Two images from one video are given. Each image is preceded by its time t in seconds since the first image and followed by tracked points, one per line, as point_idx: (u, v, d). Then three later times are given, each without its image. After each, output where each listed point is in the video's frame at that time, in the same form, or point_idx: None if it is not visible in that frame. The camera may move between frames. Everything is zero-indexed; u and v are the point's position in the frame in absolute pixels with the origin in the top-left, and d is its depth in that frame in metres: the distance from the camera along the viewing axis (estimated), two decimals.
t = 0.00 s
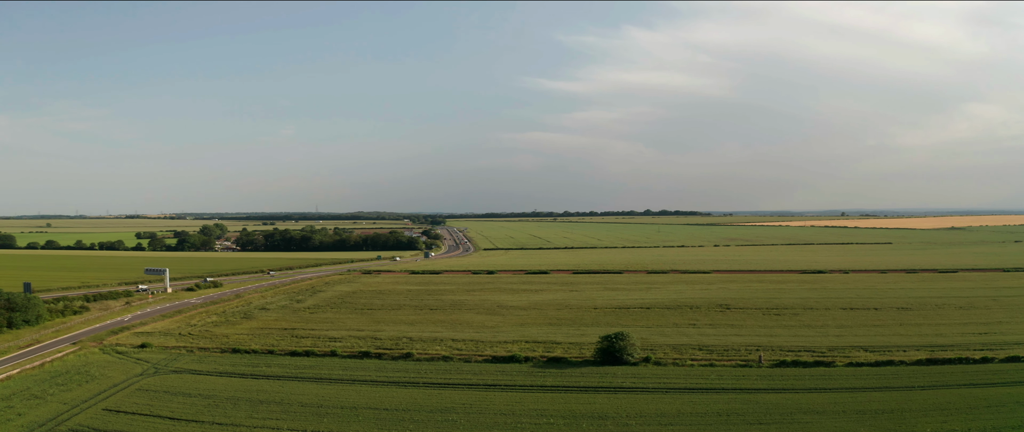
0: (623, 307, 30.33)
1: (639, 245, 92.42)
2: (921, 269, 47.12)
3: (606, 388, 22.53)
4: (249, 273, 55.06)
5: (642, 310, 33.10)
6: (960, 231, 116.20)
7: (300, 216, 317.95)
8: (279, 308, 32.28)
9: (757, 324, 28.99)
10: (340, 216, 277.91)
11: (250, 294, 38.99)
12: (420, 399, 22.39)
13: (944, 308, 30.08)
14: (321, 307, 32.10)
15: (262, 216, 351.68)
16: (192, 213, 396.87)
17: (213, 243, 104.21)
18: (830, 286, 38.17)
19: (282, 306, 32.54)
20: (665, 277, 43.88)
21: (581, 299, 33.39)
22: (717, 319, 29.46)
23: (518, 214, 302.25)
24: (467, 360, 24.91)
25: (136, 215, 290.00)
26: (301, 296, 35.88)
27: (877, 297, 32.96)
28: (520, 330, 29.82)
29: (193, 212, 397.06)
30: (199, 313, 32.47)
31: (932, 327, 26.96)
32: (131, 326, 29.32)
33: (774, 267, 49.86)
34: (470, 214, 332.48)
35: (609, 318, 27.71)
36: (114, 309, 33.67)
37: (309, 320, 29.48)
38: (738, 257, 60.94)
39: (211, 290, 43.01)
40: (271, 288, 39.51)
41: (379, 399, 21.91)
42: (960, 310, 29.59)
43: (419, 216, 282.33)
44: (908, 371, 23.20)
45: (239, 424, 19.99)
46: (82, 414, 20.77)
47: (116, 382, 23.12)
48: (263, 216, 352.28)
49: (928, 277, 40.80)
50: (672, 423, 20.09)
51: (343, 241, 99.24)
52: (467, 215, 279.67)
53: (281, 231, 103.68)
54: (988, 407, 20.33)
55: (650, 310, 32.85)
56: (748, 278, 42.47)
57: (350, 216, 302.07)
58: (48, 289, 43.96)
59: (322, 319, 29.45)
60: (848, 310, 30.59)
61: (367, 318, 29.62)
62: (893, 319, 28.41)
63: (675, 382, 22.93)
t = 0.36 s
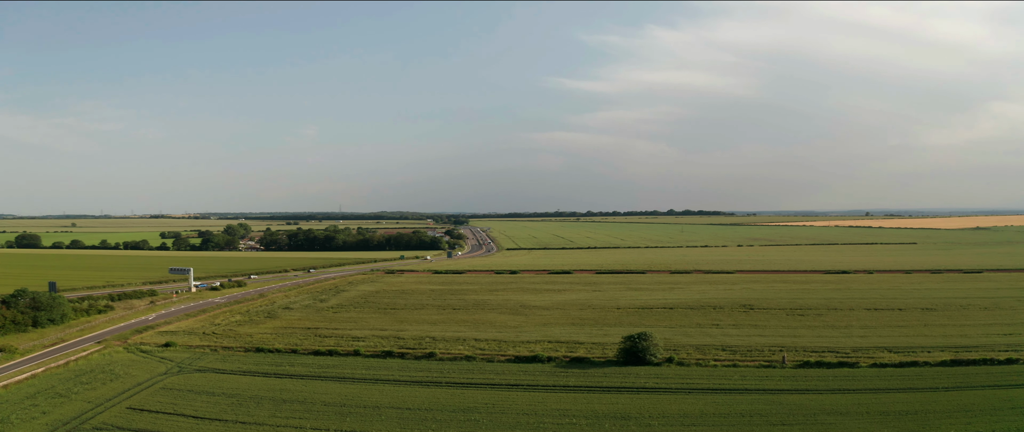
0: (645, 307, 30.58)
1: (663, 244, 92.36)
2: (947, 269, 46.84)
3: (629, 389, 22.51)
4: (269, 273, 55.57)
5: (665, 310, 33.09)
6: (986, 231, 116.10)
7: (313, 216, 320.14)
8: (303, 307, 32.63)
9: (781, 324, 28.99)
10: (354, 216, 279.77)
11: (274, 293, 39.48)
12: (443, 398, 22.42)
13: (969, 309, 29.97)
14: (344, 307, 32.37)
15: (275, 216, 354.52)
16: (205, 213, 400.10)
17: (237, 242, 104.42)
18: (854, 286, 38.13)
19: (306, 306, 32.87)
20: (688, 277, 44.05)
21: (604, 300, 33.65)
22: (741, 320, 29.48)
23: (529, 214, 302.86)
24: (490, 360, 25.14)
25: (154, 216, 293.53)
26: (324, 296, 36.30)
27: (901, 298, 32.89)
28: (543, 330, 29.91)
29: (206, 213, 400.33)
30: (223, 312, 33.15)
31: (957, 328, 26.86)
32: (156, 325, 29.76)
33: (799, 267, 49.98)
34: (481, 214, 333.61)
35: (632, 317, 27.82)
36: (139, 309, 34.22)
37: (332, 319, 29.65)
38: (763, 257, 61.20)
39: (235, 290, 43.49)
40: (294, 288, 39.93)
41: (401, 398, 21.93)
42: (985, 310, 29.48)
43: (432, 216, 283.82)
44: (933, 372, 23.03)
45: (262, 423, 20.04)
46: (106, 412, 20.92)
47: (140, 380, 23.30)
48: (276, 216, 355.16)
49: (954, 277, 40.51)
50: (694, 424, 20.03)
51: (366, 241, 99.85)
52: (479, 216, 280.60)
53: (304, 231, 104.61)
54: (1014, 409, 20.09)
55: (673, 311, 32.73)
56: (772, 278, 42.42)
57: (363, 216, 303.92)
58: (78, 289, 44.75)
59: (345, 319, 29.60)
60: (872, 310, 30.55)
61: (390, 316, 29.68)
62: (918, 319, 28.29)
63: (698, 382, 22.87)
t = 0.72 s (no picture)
0: (667, 308, 30.97)
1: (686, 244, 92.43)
2: (973, 269, 46.62)
3: (652, 389, 22.48)
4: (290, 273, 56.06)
5: (687, 310, 33.13)
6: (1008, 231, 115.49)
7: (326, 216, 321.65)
8: (326, 306, 32.98)
9: (805, 324, 29.00)
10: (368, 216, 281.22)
11: (297, 293, 39.97)
12: (465, 398, 22.45)
13: (995, 309, 29.83)
14: (367, 307, 32.64)
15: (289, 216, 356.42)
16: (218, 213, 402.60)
17: (261, 242, 104.85)
18: (878, 286, 38.03)
19: (329, 305, 33.24)
20: (711, 277, 44.27)
21: (627, 299, 33.85)
22: (765, 321, 29.52)
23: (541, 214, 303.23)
24: (513, 360, 25.24)
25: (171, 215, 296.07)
26: (347, 296, 36.73)
27: (926, 299, 32.75)
28: (565, 330, 29.99)
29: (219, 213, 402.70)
30: (246, 312, 33.54)
31: (983, 328, 26.74)
32: (181, 325, 30.12)
33: (823, 267, 50.10)
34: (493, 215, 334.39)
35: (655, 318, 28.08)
36: (163, 309, 34.69)
37: (355, 319, 29.81)
38: (787, 257, 61.38)
39: (258, 290, 43.98)
40: (317, 288, 40.34)
41: (423, 398, 21.96)
42: (1013, 312, 29.29)
43: (446, 216, 284.78)
44: (958, 373, 22.83)
45: (285, 422, 20.09)
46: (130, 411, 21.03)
47: (164, 379, 23.43)
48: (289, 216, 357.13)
49: (981, 278, 40.20)
50: (717, 425, 19.95)
51: (389, 240, 100.27)
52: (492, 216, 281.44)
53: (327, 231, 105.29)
54: None
55: (696, 311, 32.69)
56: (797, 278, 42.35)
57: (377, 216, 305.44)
58: (107, 288, 45.51)
59: (367, 319, 29.75)
60: (897, 311, 30.47)
61: (413, 316, 29.79)
62: (944, 320, 28.17)
63: (721, 383, 22.83)
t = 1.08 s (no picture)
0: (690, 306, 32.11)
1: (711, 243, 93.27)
2: (999, 269, 46.39)
3: (674, 390, 22.45)
4: (312, 273, 56.62)
5: (711, 310, 33.24)
6: None
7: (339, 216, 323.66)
8: (350, 306, 33.50)
9: (828, 325, 29.02)
10: (382, 216, 283.05)
11: (320, 293, 40.66)
12: (487, 398, 22.45)
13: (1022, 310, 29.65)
14: (389, 306, 32.91)
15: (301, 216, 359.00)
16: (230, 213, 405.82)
17: (284, 242, 105.29)
18: (902, 287, 37.92)
19: (352, 305, 33.78)
20: (735, 277, 44.68)
21: (650, 300, 34.16)
22: (789, 321, 29.61)
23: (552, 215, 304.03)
24: (535, 361, 25.29)
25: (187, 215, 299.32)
26: (370, 295, 37.38)
27: (950, 299, 32.60)
28: (588, 330, 30.02)
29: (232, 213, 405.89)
30: (269, 312, 34.15)
31: (1008, 329, 26.57)
32: (205, 325, 30.70)
33: (845, 267, 50.42)
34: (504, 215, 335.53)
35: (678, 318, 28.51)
36: (186, 309, 35.26)
37: (378, 319, 30.01)
38: (810, 257, 61.64)
39: (281, 289, 44.57)
40: (340, 288, 40.77)
41: (445, 398, 22.00)
42: None
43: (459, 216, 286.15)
44: (982, 375, 22.64)
45: (308, 421, 20.15)
46: (153, 410, 21.16)
47: (187, 378, 23.57)
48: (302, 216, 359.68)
49: (1007, 278, 39.88)
50: (740, 426, 19.87)
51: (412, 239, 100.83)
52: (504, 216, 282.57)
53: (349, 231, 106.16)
54: None
55: (720, 311, 32.75)
56: (820, 278, 42.37)
57: (389, 216, 307.33)
58: (137, 287, 46.32)
59: (390, 319, 29.90)
60: (921, 311, 30.37)
61: (433, 316, 29.94)
62: (968, 321, 28.02)
63: (743, 384, 22.76)
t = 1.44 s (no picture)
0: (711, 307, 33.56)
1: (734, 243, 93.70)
2: None
3: (697, 390, 22.46)
4: (335, 273, 57.34)
5: (733, 310, 33.53)
6: None
7: (353, 216, 325.78)
8: (373, 306, 34.47)
9: (851, 326, 29.11)
10: (398, 216, 285.07)
11: (343, 293, 41.76)
12: (510, 398, 22.52)
13: None
14: (412, 306, 33.41)
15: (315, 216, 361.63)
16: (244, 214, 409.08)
17: (308, 242, 105.44)
18: (926, 287, 37.85)
19: (375, 305, 34.73)
20: (757, 277, 45.61)
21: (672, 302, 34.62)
22: (812, 322, 29.87)
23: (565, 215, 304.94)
24: (557, 360, 25.44)
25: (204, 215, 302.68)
26: (393, 295, 38.56)
27: (974, 299, 32.52)
28: (610, 329, 30.23)
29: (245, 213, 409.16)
30: (292, 311, 35.36)
31: None
32: (229, 324, 31.70)
33: (868, 267, 50.85)
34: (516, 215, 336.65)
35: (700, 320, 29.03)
36: (211, 309, 35.93)
37: (401, 319, 30.34)
38: (833, 257, 61.74)
39: (304, 289, 45.58)
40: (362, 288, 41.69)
41: (467, 397, 22.04)
42: None
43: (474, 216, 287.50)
44: (1007, 376, 22.43)
45: (331, 420, 20.21)
46: (177, 409, 21.26)
47: (210, 377, 23.77)
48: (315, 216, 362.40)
49: None
50: (763, 426, 19.78)
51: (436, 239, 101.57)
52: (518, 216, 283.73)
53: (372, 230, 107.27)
54: None
55: (743, 311, 32.94)
56: (845, 279, 42.51)
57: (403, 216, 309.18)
58: (168, 286, 47.40)
59: (413, 319, 30.24)
60: (945, 311, 30.31)
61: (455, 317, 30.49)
62: (992, 322, 27.89)
63: (767, 385, 22.73)
